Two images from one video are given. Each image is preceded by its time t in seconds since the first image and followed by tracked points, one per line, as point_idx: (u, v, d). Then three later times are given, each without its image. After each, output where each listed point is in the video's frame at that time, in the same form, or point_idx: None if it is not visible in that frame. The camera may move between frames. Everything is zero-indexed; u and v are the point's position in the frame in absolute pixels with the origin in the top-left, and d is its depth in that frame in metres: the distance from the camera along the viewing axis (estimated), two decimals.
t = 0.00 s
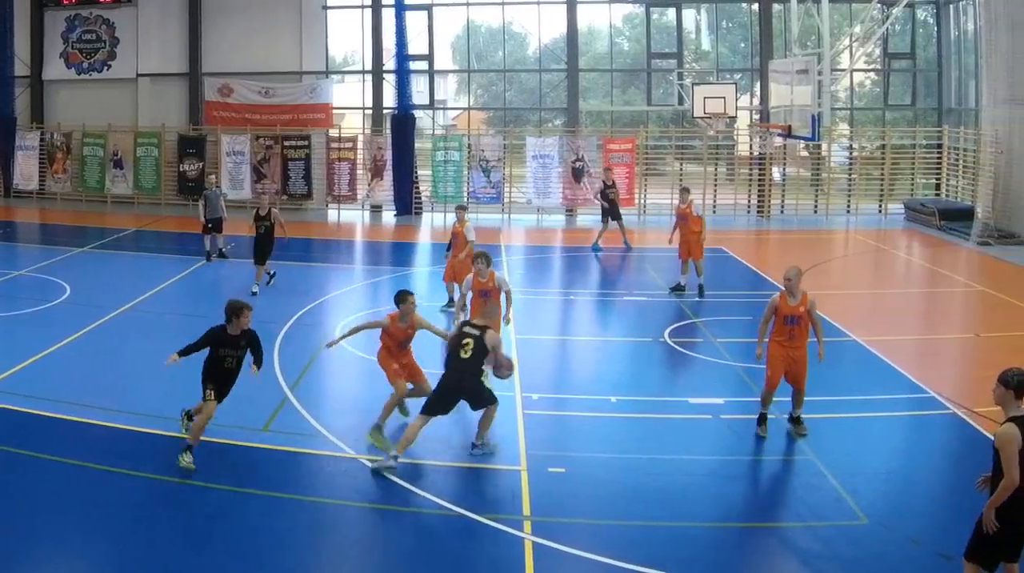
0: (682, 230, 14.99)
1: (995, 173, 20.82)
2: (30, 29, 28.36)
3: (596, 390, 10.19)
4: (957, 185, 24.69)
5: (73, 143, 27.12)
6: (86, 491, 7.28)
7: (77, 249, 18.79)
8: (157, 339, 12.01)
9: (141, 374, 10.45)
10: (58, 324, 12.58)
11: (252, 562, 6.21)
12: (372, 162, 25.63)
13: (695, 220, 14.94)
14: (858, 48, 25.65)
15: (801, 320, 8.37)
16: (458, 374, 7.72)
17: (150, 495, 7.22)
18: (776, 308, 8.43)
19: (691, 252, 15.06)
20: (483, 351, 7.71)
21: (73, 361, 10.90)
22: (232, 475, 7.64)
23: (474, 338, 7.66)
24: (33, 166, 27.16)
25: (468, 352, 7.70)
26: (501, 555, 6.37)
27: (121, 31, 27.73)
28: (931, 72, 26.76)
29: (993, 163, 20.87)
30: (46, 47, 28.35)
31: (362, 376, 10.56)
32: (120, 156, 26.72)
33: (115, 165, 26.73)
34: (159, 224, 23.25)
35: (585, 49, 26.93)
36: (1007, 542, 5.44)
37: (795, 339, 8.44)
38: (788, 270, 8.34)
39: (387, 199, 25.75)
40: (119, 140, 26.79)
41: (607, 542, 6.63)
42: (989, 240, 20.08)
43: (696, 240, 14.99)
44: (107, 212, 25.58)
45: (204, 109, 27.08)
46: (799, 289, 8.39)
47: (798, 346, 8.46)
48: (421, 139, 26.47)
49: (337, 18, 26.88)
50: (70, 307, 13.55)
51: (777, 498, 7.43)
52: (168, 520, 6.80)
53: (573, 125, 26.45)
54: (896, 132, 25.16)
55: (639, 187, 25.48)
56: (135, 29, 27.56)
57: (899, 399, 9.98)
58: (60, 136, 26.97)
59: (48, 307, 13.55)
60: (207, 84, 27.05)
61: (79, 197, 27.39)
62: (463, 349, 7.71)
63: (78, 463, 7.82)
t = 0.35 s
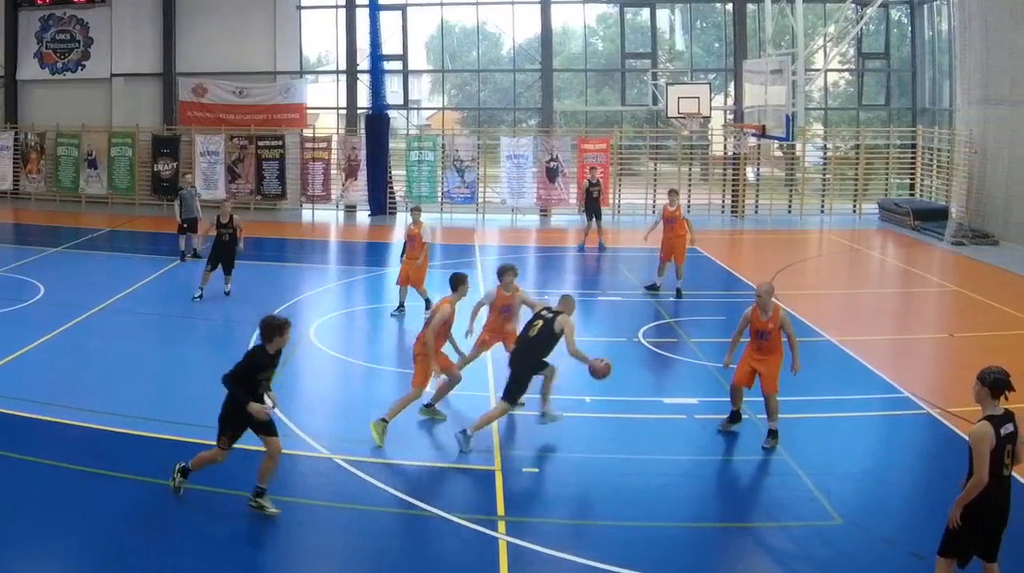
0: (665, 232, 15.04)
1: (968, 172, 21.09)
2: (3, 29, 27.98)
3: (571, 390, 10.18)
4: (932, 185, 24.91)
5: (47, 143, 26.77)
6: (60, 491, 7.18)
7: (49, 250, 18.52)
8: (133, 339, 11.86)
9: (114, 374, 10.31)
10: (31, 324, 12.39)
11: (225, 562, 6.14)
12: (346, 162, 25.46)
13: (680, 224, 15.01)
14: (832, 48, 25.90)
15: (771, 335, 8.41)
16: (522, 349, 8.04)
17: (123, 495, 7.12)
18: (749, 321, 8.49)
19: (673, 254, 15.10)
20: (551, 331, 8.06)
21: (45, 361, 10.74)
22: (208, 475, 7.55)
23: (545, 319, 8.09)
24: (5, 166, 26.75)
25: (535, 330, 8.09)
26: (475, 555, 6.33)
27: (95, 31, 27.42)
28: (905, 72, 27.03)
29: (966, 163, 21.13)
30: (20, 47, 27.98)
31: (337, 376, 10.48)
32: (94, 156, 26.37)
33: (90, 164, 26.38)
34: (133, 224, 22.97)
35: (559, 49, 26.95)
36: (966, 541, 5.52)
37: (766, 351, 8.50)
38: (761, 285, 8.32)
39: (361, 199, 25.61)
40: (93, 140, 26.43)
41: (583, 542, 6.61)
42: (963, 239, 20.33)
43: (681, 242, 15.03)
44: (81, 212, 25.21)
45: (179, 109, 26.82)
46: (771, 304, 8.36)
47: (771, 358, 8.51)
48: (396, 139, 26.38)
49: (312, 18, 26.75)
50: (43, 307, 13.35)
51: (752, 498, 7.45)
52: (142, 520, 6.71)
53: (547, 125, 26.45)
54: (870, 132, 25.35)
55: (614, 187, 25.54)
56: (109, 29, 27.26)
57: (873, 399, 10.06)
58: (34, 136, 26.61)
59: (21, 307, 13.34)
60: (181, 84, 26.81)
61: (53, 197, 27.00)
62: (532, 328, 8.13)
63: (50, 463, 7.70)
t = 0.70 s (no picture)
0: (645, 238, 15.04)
1: (941, 173, 21.34)
2: None
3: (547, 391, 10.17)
4: (904, 185, 25.16)
5: (21, 144, 26.39)
6: (32, 491, 7.07)
7: (22, 250, 18.24)
8: (106, 339, 11.70)
9: (85, 374, 10.16)
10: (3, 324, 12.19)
11: (199, 562, 6.06)
12: (321, 162, 25.26)
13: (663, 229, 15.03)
14: (805, 49, 26.12)
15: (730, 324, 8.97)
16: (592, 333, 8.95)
17: (96, 496, 7.01)
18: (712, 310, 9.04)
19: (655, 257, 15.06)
20: (609, 316, 8.94)
21: (17, 361, 10.57)
22: (183, 475, 7.46)
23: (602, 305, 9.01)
24: None
25: (596, 317, 9.01)
26: (449, 556, 6.30)
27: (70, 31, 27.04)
28: (878, 73, 27.30)
29: (939, 164, 21.39)
30: None
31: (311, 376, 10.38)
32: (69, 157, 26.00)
33: (63, 165, 26.01)
34: (107, 224, 22.67)
35: (533, 49, 26.95)
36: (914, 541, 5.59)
37: (728, 338, 9.05)
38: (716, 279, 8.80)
39: (336, 200, 25.51)
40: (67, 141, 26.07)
41: (558, 542, 6.59)
42: (937, 239, 20.57)
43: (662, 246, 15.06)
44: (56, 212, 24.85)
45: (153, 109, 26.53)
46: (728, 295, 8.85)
47: (738, 343, 9.03)
48: (370, 138, 26.27)
49: (285, 18, 26.57)
50: (15, 308, 13.14)
51: (728, 497, 7.49)
52: (115, 521, 6.61)
53: (522, 125, 26.43)
54: (843, 133, 25.56)
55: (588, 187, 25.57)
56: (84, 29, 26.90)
57: (847, 399, 10.13)
58: (7, 136, 26.22)
59: None
60: (155, 84, 26.50)
61: (27, 197, 26.59)
62: (594, 313, 9.06)
63: (22, 464, 7.58)
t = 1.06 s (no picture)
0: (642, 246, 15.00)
1: (934, 172, 21.44)
2: None
3: (540, 390, 10.17)
4: (895, 185, 25.25)
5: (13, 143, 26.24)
6: (23, 492, 7.03)
7: (13, 250, 18.14)
8: (98, 339, 11.64)
9: (77, 374, 10.11)
10: None
11: (192, 562, 6.03)
12: (313, 162, 25.18)
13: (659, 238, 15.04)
14: (797, 49, 26.21)
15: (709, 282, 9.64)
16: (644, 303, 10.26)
17: (88, 496, 6.98)
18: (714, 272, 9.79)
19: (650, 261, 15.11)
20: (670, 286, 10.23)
21: (7, 361, 10.52)
22: (174, 475, 7.43)
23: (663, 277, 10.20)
24: None
25: (656, 286, 10.24)
26: (441, 555, 6.29)
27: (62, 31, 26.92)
28: (870, 73, 27.40)
29: (932, 164, 21.48)
30: None
31: (303, 376, 10.34)
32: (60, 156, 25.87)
33: (55, 165, 25.88)
34: (99, 224, 22.57)
35: (525, 49, 26.95)
36: (882, 539, 5.57)
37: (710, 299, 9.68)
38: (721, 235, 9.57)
39: (328, 200, 25.33)
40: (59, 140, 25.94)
41: (550, 542, 6.59)
42: (929, 239, 20.67)
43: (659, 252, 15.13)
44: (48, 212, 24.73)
45: (145, 109, 26.44)
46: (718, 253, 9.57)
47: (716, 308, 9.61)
48: (362, 138, 26.26)
49: (278, 18, 26.53)
50: (7, 308, 13.07)
51: (720, 496, 7.49)
52: (107, 521, 6.59)
53: (514, 125, 26.42)
54: (835, 133, 25.64)
55: (580, 187, 25.59)
56: (76, 29, 26.78)
57: (838, 399, 10.15)
58: None
59: None
60: (147, 84, 26.40)
61: (19, 197, 26.46)
62: (653, 285, 10.24)
63: (14, 465, 7.54)
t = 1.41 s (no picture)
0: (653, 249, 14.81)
1: (934, 172, 21.45)
2: None
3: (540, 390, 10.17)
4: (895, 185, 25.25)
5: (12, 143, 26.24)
6: (23, 491, 7.03)
7: (14, 250, 18.15)
8: (98, 339, 11.65)
9: (77, 375, 10.11)
10: None
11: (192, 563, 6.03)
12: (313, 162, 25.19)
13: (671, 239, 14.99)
14: (797, 49, 26.24)
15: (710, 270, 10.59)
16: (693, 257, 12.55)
17: (88, 495, 6.98)
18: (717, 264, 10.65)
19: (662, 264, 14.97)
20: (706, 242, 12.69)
21: (7, 361, 10.52)
22: (174, 475, 7.43)
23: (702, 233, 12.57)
24: None
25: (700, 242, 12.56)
26: (441, 555, 6.29)
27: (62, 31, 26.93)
28: (870, 73, 27.40)
29: (932, 164, 21.49)
30: None
31: (302, 376, 10.34)
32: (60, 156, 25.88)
33: (55, 164, 25.88)
34: (99, 224, 22.57)
35: (526, 49, 26.95)
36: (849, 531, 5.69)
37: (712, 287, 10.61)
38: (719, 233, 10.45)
39: (328, 199, 25.25)
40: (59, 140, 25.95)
41: (549, 542, 6.59)
42: (929, 239, 20.68)
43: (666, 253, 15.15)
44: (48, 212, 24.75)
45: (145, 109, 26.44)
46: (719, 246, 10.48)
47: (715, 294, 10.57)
48: (362, 139, 26.28)
49: (278, 18, 26.55)
50: (7, 307, 13.07)
51: (719, 496, 7.50)
52: (107, 521, 6.59)
53: (514, 125, 26.43)
54: (835, 133, 25.65)
55: (580, 188, 25.58)
56: (76, 29, 26.79)
57: (838, 399, 10.15)
58: None
59: None
60: (147, 84, 26.41)
61: (18, 197, 26.46)
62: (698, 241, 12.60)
63: (14, 465, 7.54)
